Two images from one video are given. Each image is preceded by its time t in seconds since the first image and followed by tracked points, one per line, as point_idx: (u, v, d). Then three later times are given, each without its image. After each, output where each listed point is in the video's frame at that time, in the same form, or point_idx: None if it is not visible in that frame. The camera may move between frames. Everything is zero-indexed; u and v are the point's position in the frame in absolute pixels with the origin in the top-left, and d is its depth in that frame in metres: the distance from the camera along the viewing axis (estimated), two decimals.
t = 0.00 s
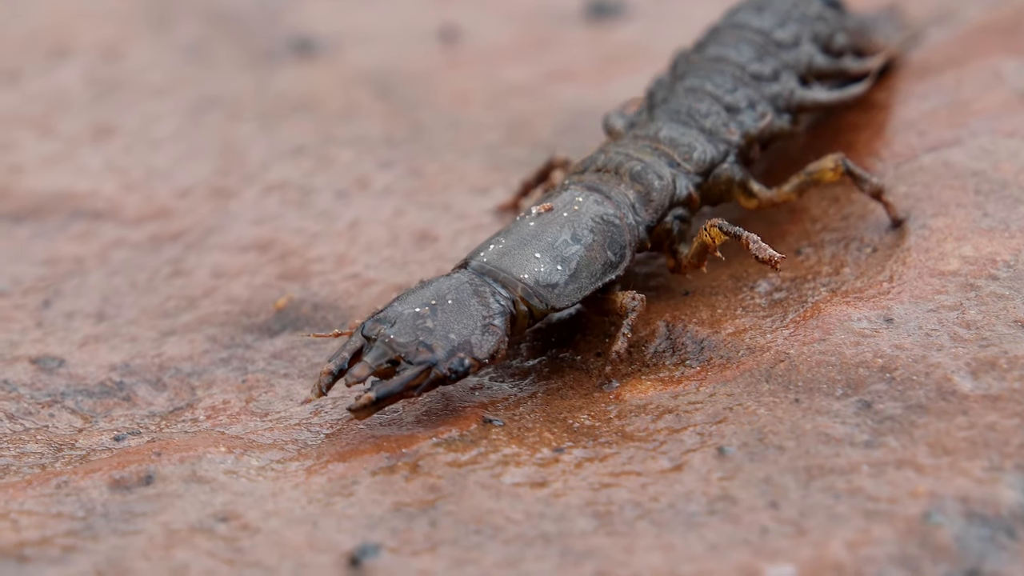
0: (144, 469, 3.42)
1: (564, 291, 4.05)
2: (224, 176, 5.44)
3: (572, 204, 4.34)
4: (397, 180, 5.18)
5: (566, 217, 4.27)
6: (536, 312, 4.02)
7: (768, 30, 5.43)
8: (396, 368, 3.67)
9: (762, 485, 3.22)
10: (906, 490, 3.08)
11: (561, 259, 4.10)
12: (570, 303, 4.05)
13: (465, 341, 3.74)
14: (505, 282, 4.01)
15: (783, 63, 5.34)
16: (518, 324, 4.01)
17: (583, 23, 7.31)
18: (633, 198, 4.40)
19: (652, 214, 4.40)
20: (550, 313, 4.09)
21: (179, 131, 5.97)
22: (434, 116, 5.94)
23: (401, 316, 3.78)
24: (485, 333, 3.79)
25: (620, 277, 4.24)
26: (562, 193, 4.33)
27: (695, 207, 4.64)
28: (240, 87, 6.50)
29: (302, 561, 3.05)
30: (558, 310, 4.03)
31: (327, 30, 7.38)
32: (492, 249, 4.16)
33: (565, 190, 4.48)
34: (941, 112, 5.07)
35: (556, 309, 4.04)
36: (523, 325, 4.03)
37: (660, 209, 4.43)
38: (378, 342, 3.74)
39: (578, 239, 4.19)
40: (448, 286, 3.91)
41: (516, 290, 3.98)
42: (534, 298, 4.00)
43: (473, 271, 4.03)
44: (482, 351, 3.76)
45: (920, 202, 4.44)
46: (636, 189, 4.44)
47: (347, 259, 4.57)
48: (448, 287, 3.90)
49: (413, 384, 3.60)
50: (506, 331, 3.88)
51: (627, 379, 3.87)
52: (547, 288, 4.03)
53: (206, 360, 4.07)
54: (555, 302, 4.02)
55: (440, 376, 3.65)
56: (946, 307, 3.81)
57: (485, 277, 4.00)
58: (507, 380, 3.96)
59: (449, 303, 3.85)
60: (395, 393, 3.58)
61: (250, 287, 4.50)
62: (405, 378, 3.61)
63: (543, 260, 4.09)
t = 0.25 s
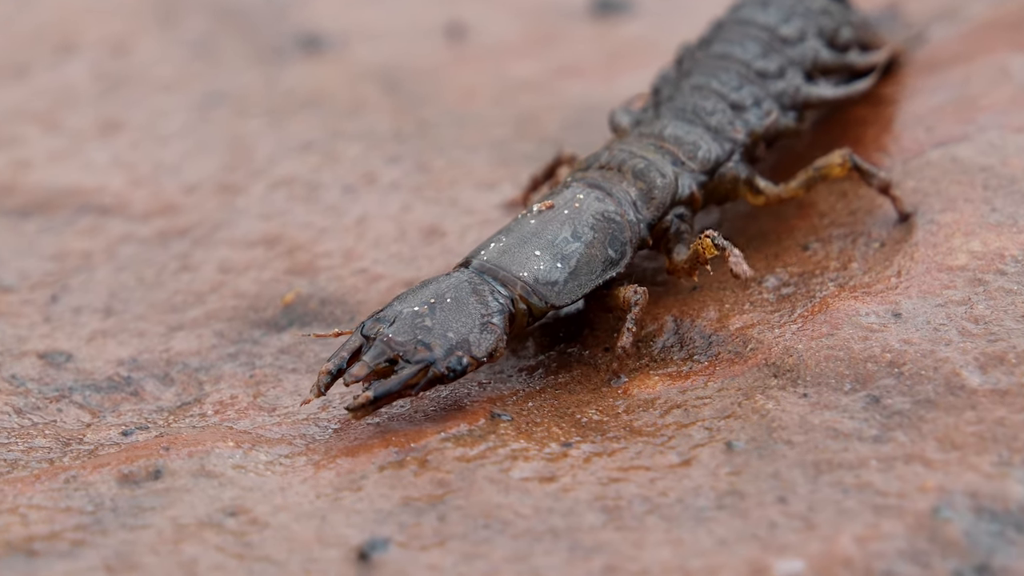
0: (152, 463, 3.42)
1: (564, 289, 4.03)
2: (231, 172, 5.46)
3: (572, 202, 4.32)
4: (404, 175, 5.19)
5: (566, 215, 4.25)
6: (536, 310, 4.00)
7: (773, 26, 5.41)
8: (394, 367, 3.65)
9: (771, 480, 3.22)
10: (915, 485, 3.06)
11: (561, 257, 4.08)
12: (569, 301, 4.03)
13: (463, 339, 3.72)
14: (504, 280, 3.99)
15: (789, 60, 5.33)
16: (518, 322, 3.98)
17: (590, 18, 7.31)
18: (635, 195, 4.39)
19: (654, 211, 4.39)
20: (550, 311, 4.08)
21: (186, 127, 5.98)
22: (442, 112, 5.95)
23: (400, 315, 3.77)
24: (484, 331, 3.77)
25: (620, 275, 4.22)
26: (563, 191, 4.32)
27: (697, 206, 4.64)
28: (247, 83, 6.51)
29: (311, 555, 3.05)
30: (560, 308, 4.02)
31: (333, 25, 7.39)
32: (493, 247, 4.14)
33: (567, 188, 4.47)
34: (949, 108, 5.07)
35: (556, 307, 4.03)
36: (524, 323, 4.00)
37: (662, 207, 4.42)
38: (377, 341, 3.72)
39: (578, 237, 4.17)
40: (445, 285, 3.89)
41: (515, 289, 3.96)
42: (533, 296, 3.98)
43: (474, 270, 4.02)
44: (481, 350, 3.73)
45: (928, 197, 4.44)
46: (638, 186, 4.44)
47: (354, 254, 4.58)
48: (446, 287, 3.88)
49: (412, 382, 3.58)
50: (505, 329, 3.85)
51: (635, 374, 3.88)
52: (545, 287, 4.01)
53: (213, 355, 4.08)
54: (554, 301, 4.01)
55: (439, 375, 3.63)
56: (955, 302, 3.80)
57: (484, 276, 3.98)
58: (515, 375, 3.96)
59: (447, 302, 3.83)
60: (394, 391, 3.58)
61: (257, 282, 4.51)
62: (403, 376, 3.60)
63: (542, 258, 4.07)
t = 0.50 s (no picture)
0: (160, 458, 3.42)
1: (568, 287, 4.01)
2: (239, 167, 5.48)
3: (575, 201, 4.29)
4: (411, 170, 5.22)
5: (569, 213, 4.22)
6: (539, 309, 3.97)
7: (773, 21, 5.40)
8: (399, 366, 3.63)
9: (779, 475, 3.22)
10: (924, 479, 3.06)
11: (564, 256, 4.05)
12: (573, 299, 4.00)
13: (467, 338, 3.69)
14: (507, 279, 3.95)
15: (789, 56, 5.33)
16: (521, 320, 3.94)
17: (596, 13, 7.32)
18: (638, 194, 4.36)
19: (657, 210, 4.36)
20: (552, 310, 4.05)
21: (193, 122, 5.99)
22: (448, 107, 5.96)
23: (404, 314, 3.75)
24: (488, 329, 3.74)
25: (624, 273, 4.19)
26: (566, 189, 4.29)
27: (700, 206, 4.60)
28: (253, 77, 6.51)
29: (319, 550, 3.05)
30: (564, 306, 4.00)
31: (338, 22, 7.44)
32: (496, 246, 4.12)
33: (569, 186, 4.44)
34: (956, 103, 5.06)
35: (560, 306, 4.00)
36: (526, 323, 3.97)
37: (665, 206, 4.39)
38: (381, 341, 3.70)
39: (582, 235, 4.15)
40: (448, 283, 3.87)
41: (519, 288, 3.92)
42: (536, 295, 3.95)
43: (478, 270, 4.00)
44: (485, 348, 3.70)
45: (936, 192, 4.44)
46: (641, 185, 4.41)
47: (362, 249, 4.59)
48: (449, 285, 3.85)
49: (416, 381, 3.56)
50: (509, 327, 3.81)
51: (643, 368, 3.88)
52: (549, 285, 3.98)
53: (221, 350, 4.09)
54: (558, 300, 3.98)
55: (443, 374, 3.61)
56: (962, 297, 3.80)
57: (487, 275, 3.95)
58: (523, 370, 3.97)
59: (451, 301, 3.80)
60: (398, 391, 3.55)
61: (265, 276, 4.52)
62: (407, 376, 3.57)
63: (546, 256, 4.04)
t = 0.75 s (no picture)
0: (168, 452, 3.42)
1: (571, 290, 3.98)
2: (246, 162, 5.49)
3: (577, 203, 4.25)
4: (418, 166, 5.24)
5: (571, 215, 4.19)
6: (542, 312, 3.94)
7: (771, 19, 5.34)
8: (403, 371, 3.61)
9: (787, 469, 3.21)
10: (931, 474, 3.05)
11: (567, 257, 4.04)
12: (575, 302, 3.98)
13: (471, 341, 3.68)
14: (510, 282, 3.93)
15: (788, 54, 5.28)
16: (524, 323, 3.92)
17: (604, 7, 7.31)
18: (640, 196, 4.32)
19: (659, 212, 4.31)
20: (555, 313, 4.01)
21: (200, 117, 5.99)
22: (455, 102, 5.96)
23: (407, 318, 3.73)
24: (491, 333, 3.74)
25: (627, 276, 4.14)
26: (567, 192, 4.24)
27: (703, 208, 4.54)
28: (261, 72, 6.51)
29: (327, 544, 3.04)
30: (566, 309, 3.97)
31: (346, 16, 7.42)
32: (497, 249, 4.10)
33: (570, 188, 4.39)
34: (963, 97, 5.06)
35: (563, 309, 3.97)
36: (526, 326, 3.92)
37: (667, 208, 4.34)
38: (384, 346, 3.67)
39: (584, 237, 4.12)
40: (450, 286, 3.85)
41: (521, 290, 3.90)
42: (539, 297, 3.93)
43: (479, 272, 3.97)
44: (489, 352, 3.70)
45: (943, 187, 4.44)
46: (643, 187, 4.37)
47: (369, 245, 4.61)
48: (451, 288, 3.84)
49: (421, 385, 3.56)
50: (513, 330, 3.81)
51: (650, 363, 3.89)
52: (552, 288, 3.95)
53: (228, 345, 4.10)
54: (561, 302, 3.95)
55: (448, 378, 3.60)
56: (970, 292, 3.79)
57: (490, 278, 3.93)
58: (531, 364, 3.98)
59: (454, 304, 3.78)
60: (404, 396, 3.55)
61: (272, 272, 4.54)
62: (412, 380, 3.57)
63: (548, 259, 4.01)
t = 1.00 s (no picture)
0: (176, 447, 3.42)
1: (571, 293, 3.94)
2: (252, 156, 5.48)
3: (577, 206, 4.21)
4: (425, 161, 5.25)
5: (571, 219, 4.15)
6: (543, 316, 3.90)
7: (768, 19, 5.32)
8: (405, 378, 3.57)
9: (795, 464, 3.21)
10: (939, 469, 3.05)
11: (568, 261, 3.99)
12: (576, 305, 3.94)
13: (473, 346, 3.64)
14: (510, 286, 3.89)
15: (786, 54, 5.26)
16: (525, 327, 3.88)
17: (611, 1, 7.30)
18: (640, 199, 4.29)
19: (659, 214, 4.28)
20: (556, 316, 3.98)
21: (207, 111, 5.98)
22: (462, 97, 5.96)
23: (408, 326, 3.69)
24: (492, 337, 3.69)
25: (628, 277, 4.12)
26: (567, 195, 4.20)
27: (704, 209, 4.51)
28: (267, 67, 6.49)
29: (335, 539, 3.04)
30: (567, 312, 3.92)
31: (353, 11, 7.41)
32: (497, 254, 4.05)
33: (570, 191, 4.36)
34: (971, 91, 5.05)
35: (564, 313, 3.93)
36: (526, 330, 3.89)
37: (668, 210, 4.31)
38: (385, 354, 3.64)
39: (584, 241, 4.07)
40: (450, 292, 3.81)
41: (522, 294, 3.87)
42: (540, 301, 3.89)
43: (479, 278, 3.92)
44: (490, 357, 3.65)
45: (951, 181, 4.43)
46: (643, 189, 4.33)
47: (376, 240, 4.61)
48: (451, 295, 3.80)
49: (423, 392, 3.52)
50: (514, 334, 3.76)
51: (657, 357, 3.89)
52: (553, 292, 3.91)
53: (236, 340, 4.10)
54: (562, 306, 3.91)
55: (450, 384, 3.56)
56: (978, 287, 3.79)
57: (490, 283, 3.88)
58: (538, 359, 3.99)
59: (454, 310, 3.74)
60: (406, 403, 3.50)
61: (279, 266, 4.54)
62: (414, 387, 3.52)
63: (548, 263, 3.97)
